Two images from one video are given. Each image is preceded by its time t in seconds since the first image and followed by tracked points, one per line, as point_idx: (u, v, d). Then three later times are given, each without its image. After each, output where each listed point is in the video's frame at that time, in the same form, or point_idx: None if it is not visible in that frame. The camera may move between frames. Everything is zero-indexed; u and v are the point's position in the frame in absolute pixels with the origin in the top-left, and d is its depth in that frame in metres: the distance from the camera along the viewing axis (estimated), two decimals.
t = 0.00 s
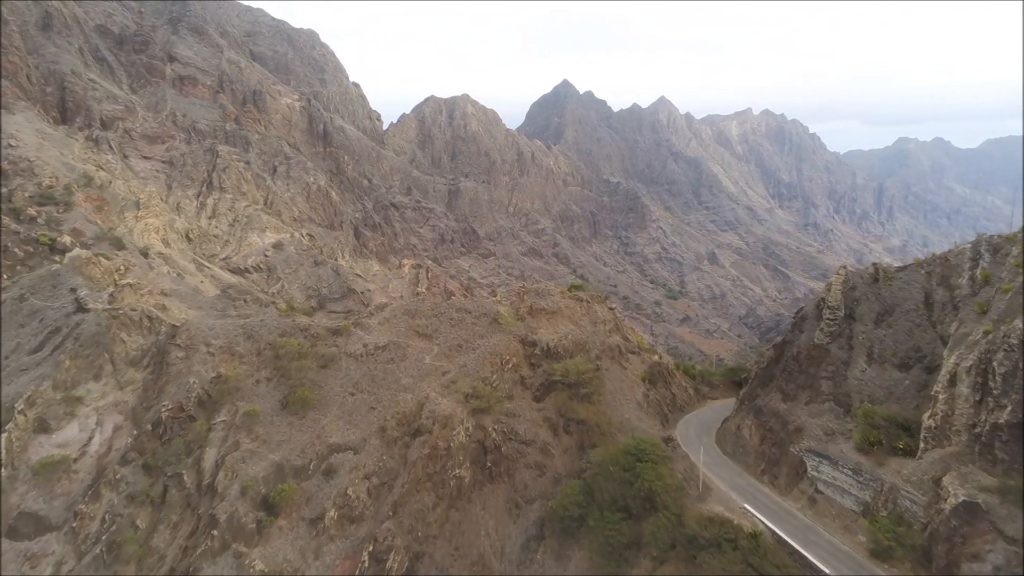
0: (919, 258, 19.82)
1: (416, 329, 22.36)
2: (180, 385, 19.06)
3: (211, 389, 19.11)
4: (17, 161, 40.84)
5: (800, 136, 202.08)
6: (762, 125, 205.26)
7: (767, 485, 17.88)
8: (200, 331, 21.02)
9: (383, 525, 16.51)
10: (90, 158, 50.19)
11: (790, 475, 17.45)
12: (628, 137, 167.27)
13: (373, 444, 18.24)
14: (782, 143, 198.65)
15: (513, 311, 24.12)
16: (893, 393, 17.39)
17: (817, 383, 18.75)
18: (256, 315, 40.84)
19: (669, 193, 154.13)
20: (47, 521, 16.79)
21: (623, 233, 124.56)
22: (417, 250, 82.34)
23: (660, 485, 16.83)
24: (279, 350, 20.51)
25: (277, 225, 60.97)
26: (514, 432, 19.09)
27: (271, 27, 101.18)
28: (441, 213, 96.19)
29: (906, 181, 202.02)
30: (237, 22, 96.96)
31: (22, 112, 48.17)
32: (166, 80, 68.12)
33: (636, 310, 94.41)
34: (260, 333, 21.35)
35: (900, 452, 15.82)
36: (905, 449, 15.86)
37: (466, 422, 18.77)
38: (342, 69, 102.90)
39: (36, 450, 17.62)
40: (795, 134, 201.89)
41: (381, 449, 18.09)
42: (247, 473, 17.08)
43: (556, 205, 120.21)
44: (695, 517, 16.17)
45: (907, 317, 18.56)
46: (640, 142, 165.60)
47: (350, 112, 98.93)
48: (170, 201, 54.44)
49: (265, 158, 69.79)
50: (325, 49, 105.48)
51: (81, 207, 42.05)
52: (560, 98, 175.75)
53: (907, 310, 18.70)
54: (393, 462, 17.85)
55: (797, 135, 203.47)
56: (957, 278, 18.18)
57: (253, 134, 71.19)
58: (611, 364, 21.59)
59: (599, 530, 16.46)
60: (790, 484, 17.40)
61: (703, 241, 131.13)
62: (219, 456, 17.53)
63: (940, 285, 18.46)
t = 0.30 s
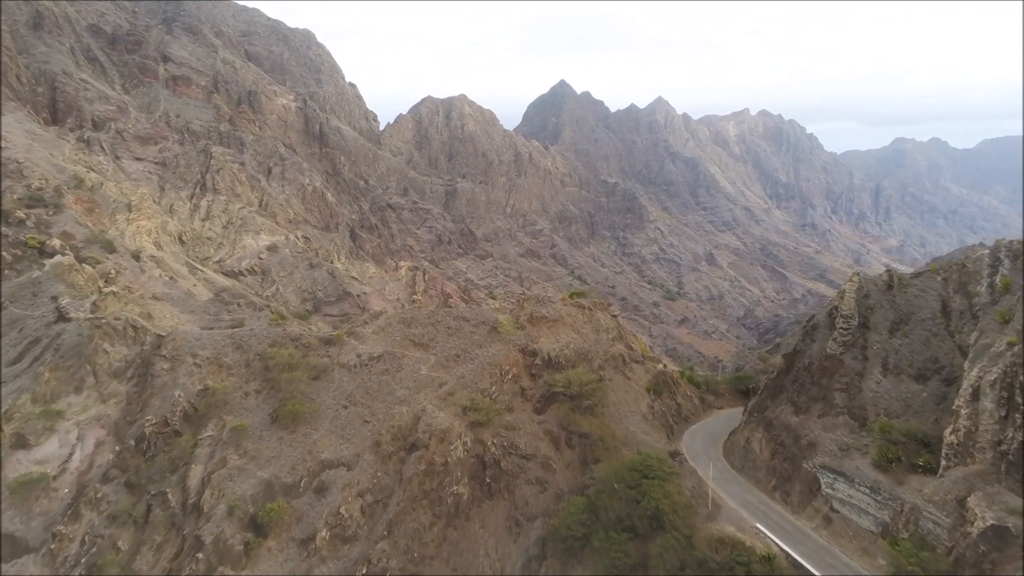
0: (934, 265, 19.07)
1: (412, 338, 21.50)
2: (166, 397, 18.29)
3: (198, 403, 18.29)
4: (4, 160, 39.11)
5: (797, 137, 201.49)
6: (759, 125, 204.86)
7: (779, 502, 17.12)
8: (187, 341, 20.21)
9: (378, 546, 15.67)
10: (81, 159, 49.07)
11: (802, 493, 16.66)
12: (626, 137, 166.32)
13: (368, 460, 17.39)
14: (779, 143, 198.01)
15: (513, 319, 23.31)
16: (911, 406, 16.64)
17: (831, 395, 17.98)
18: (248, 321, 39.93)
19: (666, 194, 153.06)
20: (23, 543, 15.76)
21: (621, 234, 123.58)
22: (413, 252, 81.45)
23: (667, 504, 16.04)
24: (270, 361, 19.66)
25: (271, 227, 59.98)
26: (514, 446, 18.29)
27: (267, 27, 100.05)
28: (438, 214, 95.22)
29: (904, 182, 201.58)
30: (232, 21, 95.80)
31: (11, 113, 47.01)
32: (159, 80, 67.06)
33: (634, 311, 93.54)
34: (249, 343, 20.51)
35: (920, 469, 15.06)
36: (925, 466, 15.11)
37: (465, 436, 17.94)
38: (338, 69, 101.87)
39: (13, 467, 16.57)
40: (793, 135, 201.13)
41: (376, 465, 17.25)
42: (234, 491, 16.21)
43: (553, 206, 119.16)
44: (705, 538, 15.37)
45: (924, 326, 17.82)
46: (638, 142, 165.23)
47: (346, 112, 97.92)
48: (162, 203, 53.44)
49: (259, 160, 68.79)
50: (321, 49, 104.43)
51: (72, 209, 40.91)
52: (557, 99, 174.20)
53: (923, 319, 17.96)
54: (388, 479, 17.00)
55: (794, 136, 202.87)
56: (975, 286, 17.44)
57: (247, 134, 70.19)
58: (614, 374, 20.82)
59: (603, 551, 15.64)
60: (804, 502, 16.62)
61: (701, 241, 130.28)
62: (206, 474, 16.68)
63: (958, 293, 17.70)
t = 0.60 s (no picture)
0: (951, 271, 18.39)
1: (409, 348, 20.70)
2: (150, 411, 17.52)
3: (184, 417, 17.53)
4: None
5: (795, 137, 200.97)
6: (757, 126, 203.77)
7: (792, 520, 16.39)
8: (173, 352, 19.51)
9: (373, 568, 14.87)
10: (72, 161, 48.09)
11: (817, 510, 15.94)
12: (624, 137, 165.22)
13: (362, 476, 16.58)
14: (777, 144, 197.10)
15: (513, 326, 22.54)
16: (930, 419, 15.93)
17: (845, 407, 17.27)
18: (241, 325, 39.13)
19: (664, 195, 151.53)
20: None
21: (619, 234, 122.54)
22: (410, 253, 80.67)
23: (676, 524, 15.25)
24: (260, 372, 18.88)
25: (266, 229, 59.03)
26: (515, 460, 17.55)
27: (262, 27, 99.07)
28: (436, 215, 94.37)
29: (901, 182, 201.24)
30: (228, 21, 94.79)
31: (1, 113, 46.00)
32: (153, 80, 66.12)
33: (632, 312, 92.80)
34: (238, 354, 19.73)
35: (942, 487, 14.33)
36: (948, 484, 14.36)
37: (464, 451, 17.15)
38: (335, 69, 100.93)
39: None
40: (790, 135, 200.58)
41: (371, 481, 16.45)
42: (221, 511, 15.36)
43: (551, 206, 118.02)
44: (716, 561, 14.59)
45: (943, 335, 17.10)
46: (635, 142, 164.22)
47: (342, 113, 97.03)
48: (155, 205, 52.54)
49: (254, 161, 67.88)
50: (317, 49, 103.45)
51: (62, 212, 39.96)
52: (554, 99, 173.14)
53: (941, 327, 17.25)
54: (383, 496, 16.20)
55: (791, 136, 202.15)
56: (995, 293, 16.70)
57: (242, 135, 69.27)
58: (619, 385, 20.09)
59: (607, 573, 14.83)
60: (818, 520, 15.89)
61: (699, 242, 129.54)
62: (191, 492, 15.89)
63: (977, 300, 17.00)
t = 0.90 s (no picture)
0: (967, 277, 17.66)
1: (403, 358, 19.91)
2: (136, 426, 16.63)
3: (167, 433, 16.73)
4: None
5: (790, 138, 200.68)
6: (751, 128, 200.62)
7: (806, 538, 15.70)
8: (157, 364, 18.69)
9: None
10: (61, 162, 47.06)
11: (832, 529, 15.23)
12: (619, 138, 163.98)
13: (355, 494, 15.77)
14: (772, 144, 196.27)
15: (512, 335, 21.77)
16: (948, 433, 15.23)
17: (859, 420, 16.59)
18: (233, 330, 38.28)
19: (659, 195, 150.20)
20: None
21: (615, 235, 121.38)
22: (405, 255, 79.82)
23: (686, 545, 14.48)
24: (248, 385, 18.07)
25: (259, 231, 58.04)
26: (514, 476, 16.81)
27: (256, 27, 97.94)
28: (430, 216, 93.45)
29: (896, 182, 201.11)
30: (221, 21, 93.64)
31: None
32: (143, 81, 65.10)
33: (628, 314, 92.12)
34: (226, 365, 18.93)
35: (965, 506, 13.60)
36: (971, 503, 13.64)
37: (461, 467, 16.37)
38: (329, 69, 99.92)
39: None
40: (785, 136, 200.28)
41: (364, 500, 15.64)
42: (207, 533, 14.53)
43: (547, 207, 116.78)
44: None
45: (959, 344, 16.41)
46: (631, 143, 163.23)
47: (337, 114, 96.06)
48: (146, 208, 51.56)
49: (247, 162, 66.91)
50: (311, 49, 102.36)
51: (49, 215, 39.05)
52: (550, 100, 172.22)
53: (958, 336, 16.55)
54: (378, 517, 15.37)
55: (787, 136, 201.59)
56: (1012, 299, 16.00)
57: (235, 137, 68.27)
58: (622, 396, 19.36)
59: None
60: (834, 539, 15.16)
61: (695, 242, 128.80)
62: (175, 513, 15.07)
63: (995, 307, 16.26)
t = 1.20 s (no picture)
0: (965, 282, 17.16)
1: (385, 369, 19.14)
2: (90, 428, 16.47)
3: (134, 452, 15.97)
4: None
5: (770, 138, 201.66)
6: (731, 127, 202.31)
7: (805, 556, 15.11)
8: (123, 378, 18.03)
9: None
10: (30, 163, 45.43)
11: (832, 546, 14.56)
12: (600, 138, 163.58)
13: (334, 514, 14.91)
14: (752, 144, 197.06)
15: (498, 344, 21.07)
16: (950, 444, 14.69)
17: (858, 432, 16.05)
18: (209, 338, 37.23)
19: (641, 195, 149.89)
20: None
21: (597, 236, 120.75)
22: (386, 257, 78.82)
23: (682, 565, 13.77)
24: (221, 401, 17.29)
25: (236, 234, 56.76)
26: (501, 492, 15.99)
27: (233, 26, 96.35)
28: (412, 217, 92.40)
29: (874, 182, 202.75)
30: (197, 20, 91.90)
31: None
32: (117, 80, 63.59)
33: (610, 314, 91.63)
34: (197, 380, 18.15)
35: (971, 523, 13.05)
36: (978, 519, 13.07)
37: (446, 483, 15.56)
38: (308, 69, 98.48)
39: None
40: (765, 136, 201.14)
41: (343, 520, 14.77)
42: (175, 558, 13.68)
43: (529, 208, 115.98)
44: None
45: (959, 352, 15.91)
46: (612, 143, 162.95)
47: (316, 114, 94.68)
48: (119, 211, 50.23)
49: (223, 164, 65.65)
50: (290, 49, 100.91)
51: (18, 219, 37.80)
52: (531, 101, 171.52)
53: (957, 345, 16.04)
54: (358, 538, 14.46)
55: (767, 136, 202.62)
56: (1012, 306, 15.51)
57: (211, 137, 66.93)
58: (613, 407, 18.70)
59: None
60: (836, 556, 14.54)
61: (677, 243, 128.58)
62: (142, 537, 14.20)
63: (995, 314, 15.75)
